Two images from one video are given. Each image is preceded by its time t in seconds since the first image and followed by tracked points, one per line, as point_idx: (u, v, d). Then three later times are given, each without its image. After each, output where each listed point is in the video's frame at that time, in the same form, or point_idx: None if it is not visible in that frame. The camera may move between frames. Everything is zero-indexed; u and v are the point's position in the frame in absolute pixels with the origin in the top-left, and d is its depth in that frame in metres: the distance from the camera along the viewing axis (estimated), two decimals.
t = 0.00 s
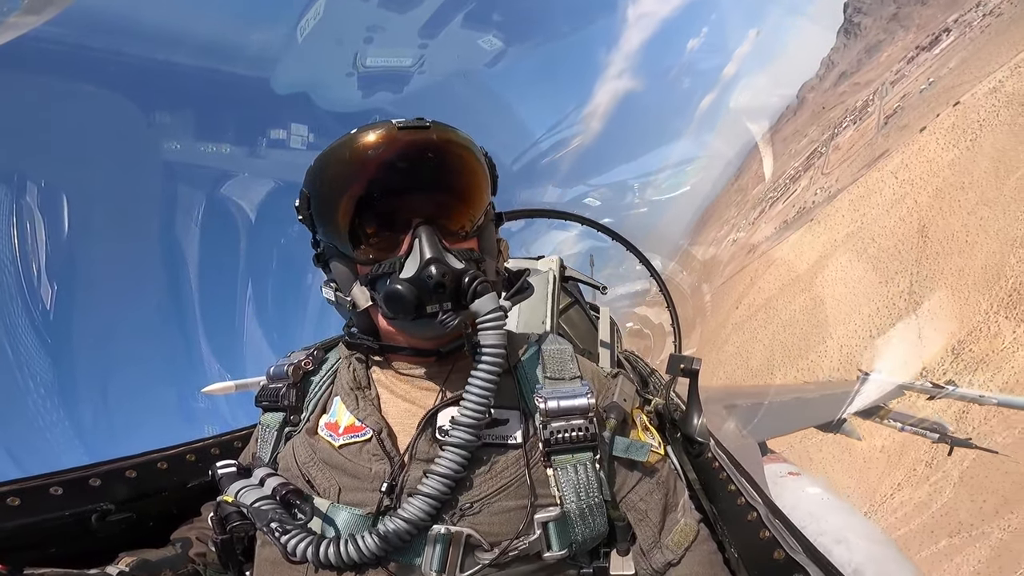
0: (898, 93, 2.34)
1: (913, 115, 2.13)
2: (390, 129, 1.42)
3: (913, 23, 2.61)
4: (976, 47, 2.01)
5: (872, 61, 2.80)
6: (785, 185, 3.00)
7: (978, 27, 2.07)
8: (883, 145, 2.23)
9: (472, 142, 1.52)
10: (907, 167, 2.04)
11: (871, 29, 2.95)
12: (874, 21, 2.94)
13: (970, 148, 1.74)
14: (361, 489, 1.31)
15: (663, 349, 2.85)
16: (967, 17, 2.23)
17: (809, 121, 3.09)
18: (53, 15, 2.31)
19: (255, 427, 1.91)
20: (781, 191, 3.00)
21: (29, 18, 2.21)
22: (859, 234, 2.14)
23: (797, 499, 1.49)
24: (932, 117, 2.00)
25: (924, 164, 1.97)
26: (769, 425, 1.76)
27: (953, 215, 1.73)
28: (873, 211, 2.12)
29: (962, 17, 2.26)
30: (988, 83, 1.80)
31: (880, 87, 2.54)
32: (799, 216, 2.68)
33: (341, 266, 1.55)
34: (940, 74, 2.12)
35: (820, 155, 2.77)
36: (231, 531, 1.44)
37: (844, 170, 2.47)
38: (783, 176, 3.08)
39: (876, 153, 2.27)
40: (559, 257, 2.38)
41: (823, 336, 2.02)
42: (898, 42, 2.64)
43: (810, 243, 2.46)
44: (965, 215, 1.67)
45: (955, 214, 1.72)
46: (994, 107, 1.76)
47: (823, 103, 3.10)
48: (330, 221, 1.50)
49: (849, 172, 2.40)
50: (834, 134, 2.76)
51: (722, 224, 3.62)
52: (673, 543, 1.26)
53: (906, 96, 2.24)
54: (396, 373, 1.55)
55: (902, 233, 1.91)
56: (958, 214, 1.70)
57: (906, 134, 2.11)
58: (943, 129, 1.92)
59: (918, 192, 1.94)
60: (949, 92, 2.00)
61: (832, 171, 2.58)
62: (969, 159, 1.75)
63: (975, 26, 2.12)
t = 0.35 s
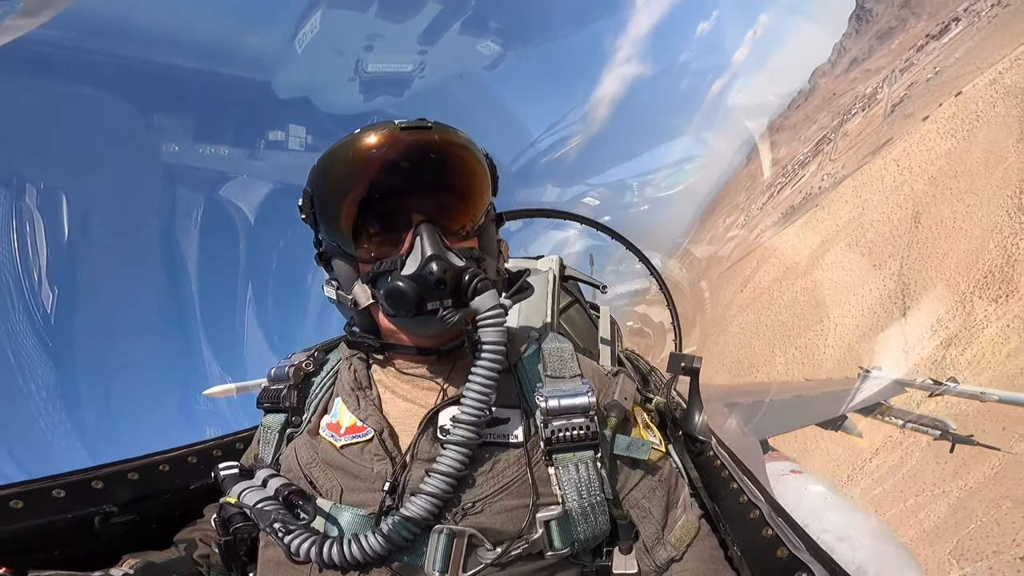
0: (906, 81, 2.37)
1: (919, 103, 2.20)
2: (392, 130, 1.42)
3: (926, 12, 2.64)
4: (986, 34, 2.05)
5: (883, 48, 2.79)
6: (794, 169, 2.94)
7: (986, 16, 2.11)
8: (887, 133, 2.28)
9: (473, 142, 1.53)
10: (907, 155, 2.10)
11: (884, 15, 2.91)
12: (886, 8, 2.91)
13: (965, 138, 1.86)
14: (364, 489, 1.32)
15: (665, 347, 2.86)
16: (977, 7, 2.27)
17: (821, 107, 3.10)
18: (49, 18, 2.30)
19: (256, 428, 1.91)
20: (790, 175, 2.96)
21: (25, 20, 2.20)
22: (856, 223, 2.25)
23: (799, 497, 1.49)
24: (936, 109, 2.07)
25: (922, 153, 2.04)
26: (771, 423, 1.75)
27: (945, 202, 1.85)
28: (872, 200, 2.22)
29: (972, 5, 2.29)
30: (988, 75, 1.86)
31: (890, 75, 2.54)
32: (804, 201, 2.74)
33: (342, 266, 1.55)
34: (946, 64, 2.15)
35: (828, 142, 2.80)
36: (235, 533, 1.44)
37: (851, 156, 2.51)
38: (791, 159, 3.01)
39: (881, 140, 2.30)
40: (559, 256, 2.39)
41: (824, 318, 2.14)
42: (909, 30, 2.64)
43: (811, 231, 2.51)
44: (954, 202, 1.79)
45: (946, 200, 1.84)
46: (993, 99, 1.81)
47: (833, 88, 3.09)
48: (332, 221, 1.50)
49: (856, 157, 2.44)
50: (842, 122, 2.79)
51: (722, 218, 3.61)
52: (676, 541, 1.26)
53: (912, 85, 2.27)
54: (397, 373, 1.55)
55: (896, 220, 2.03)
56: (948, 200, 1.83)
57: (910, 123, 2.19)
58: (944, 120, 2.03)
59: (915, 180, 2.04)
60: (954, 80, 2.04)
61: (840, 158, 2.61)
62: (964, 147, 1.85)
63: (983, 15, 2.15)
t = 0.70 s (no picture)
0: (912, 69, 2.30)
1: (922, 92, 2.14)
2: (392, 130, 1.42)
3: None
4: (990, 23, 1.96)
5: (892, 34, 2.60)
6: (801, 155, 2.97)
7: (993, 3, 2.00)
8: (892, 121, 2.30)
9: (473, 142, 1.53)
10: (910, 142, 2.09)
11: None
12: None
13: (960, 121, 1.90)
14: (361, 489, 1.32)
15: (665, 346, 2.86)
16: None
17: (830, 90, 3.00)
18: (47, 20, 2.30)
19: (256, 429, 1.90)
20: (796, 161, 2.99)
21: (22, 22, 2.20)
22: (859, 208, 2.34)
23: (799, 497, 1.51)
24: (937, 97, 2.06)
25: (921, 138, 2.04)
26: (771, 422, 1.74)
27: (937, 189, 1.94)
28: (874, 186, 2.30)
29: None
30: (988, 65, 1.83)
31: (899, 61, 2.42)
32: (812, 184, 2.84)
33: (342, 266, 1.55)
34: (950, 53, 2.10)
35: (837, 127, 2.76)
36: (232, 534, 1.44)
37: (854, 141, 2.51)
38: (802, 146, 3.01)
39: (884, 128, 2.30)
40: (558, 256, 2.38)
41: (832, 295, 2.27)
42: (918, 16, 2.49)
43: (818, 219, 2.63)
44: (946, 188, 1.86)
45: (940, 186, 1.91)
46: (990, 89, 1.80)
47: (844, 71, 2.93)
48: (332, 221, 1.50)
49: (860, 142, 2.43)
50: (851, 107, 2.69)
51: (722, 213, 3.57)
52: (674, 542, 1.26)
53: (917, 73, 2.21)
54: (395, 372, 1.55)
55: (896, 204, 2.12)
56: (940, 187, 1.91)
57: (913, 111, 2.20)
58: (944, 108, 2.04)
59: (913, 166, 2.09)
60: (958, 68, 2.00)
61: (847, 142, 2.57)
62: (958, 137, 1.88)
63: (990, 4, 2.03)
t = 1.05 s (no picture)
0: (918, 54, 2.71)
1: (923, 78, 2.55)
2: (387, 131, 1.42)
3: None
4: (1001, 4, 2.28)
5: (900, 18, 3.11)
6: (810, 138, 3.37)
7: None
8: (897, 105, 2.71)
9: (471, 141, 1.52)
10: (910, 128, 2.47)
11: None
12: None
13: (960, 111, 2.19)
14: (358, 486, 1.32)
15: (665, 347, 2.87)
16: None
17: (840, 75, 3.47)
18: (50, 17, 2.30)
19: (254, 427, 1.90)
20: (804, 145, 3.39)
21: (26, 18, 2.20)
22: (860, 190, 2.70)
23: (797, 499, 1.49)
24: (938, 85, 2.39)
25: (921, 126, 2.40)
26: (770, 425, 1.74)
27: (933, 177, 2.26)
28: (874, 169, 2.64)
29: None
30: (987, 54, 2.14)
31: (905, 47, 2.89)
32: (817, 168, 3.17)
33: (340, 266, 1.56)
34: (954, 40, 2.48)
35: (843, 112, 3.22)
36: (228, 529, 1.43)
37: (861, 125, 2.92)
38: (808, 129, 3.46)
39: (889, 112, 2.72)
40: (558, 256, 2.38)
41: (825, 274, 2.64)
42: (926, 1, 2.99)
43: (820, 203, 2.99)
44: (940, 173, 2.18)
45: (935, 171, 2.23)
46: (987, 77, 2.08)
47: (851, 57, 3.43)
48: (329, 221, 1.50)
49: (866, 127, 2.83)
50: (857, 92, 3.19)
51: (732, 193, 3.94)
52: (671, 542, 1.25)
53: (923, 59, 2.62)
54: (394, 370, 1.55)
55: (893, 187, 2.49)
56: (936, 172, 2.22)
57: (916, 96, 2.57)
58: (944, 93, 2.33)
59: (911, 151, 2.44)
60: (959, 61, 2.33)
61: (852, 128, 3.01)
62: (955, 124, 2.19)
63: None
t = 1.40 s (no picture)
0: (924, 39, 3.42)
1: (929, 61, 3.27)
2: (374, 132, 1.42)
3: None
4: None
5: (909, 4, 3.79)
6: (817, 123, 4.04)
7: None
8: (900, 90, 3.42)
9: (464, 137, 1.51)
10: (910, 114, 3.22)
11: None
12: None
13: (954, 101, 2.93)
14: (355, 480, 1.32)
15: (665, 347, 2.89)
16: None
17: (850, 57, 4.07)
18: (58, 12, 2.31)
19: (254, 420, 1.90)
20: (813, 128, 4.05)
21: (34, 13, 2.21)
22: (862, 172, 3.37)
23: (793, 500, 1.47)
24: (941, 69, 3.10)
25: (920, 116, 3.13)
26: (769, 427, 1.73)
27: (925, 160, 2.95)
28: (874, 154, 3.35)
29: None
30: (984, 44, 2.85)
31: (912, 33, 3.59)
32: (822, 153, 3.83)
33: (335, 266, 1.57)
34: (958, 26, 3.20)
35: (850, 96, 3.86)
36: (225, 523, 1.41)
37: (865, 112, 3.61)
38: (818, 111, 4.09)
39: (894, 96, 3.44)
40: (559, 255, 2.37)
41: (825, 254, 3.27)
42: None
43: (825, 183, 3.62)
44: (934, 158, 2.89)
45: (930, 155, 2.93)
46: (984, 63, 2.80)
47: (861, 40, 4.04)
48: (323, 222, 1.51)
49: (870, 113, 3.56)
50: (864, 75, 3.84)
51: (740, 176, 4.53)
52: (669, 540, 1.26)
53: (929, 44, 3.34)
54: (393, 364, 1.55)
55: (890, 169, 3.15)
56: (930, 157, 2.92)
57: (917, 82, 3.30)
58: (944, 81, 3.05)
59: (910, 134, 3.14)
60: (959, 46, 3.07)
61: (857, 112, 3.70)
62: (947, 112, 2.96)
63: None
